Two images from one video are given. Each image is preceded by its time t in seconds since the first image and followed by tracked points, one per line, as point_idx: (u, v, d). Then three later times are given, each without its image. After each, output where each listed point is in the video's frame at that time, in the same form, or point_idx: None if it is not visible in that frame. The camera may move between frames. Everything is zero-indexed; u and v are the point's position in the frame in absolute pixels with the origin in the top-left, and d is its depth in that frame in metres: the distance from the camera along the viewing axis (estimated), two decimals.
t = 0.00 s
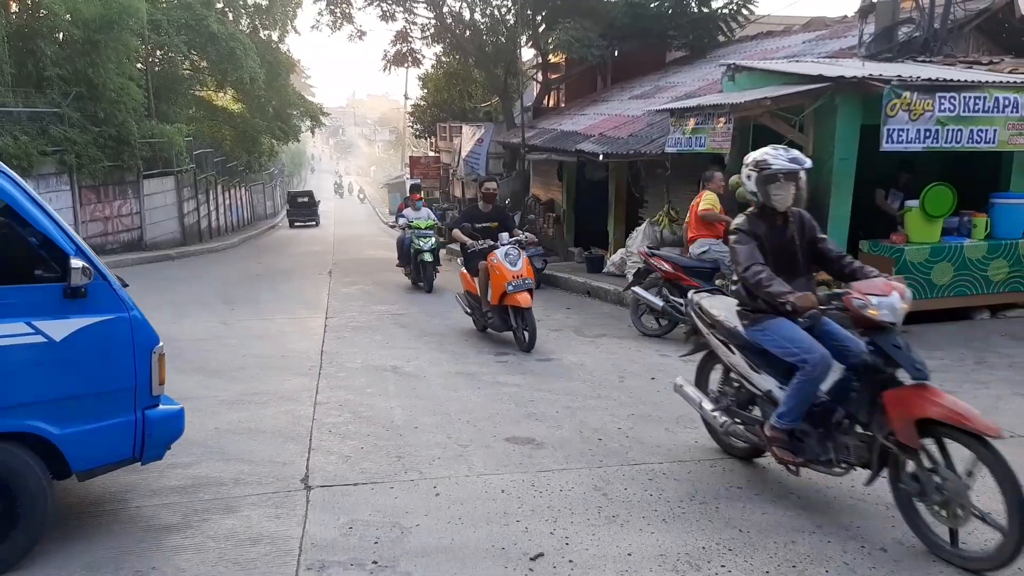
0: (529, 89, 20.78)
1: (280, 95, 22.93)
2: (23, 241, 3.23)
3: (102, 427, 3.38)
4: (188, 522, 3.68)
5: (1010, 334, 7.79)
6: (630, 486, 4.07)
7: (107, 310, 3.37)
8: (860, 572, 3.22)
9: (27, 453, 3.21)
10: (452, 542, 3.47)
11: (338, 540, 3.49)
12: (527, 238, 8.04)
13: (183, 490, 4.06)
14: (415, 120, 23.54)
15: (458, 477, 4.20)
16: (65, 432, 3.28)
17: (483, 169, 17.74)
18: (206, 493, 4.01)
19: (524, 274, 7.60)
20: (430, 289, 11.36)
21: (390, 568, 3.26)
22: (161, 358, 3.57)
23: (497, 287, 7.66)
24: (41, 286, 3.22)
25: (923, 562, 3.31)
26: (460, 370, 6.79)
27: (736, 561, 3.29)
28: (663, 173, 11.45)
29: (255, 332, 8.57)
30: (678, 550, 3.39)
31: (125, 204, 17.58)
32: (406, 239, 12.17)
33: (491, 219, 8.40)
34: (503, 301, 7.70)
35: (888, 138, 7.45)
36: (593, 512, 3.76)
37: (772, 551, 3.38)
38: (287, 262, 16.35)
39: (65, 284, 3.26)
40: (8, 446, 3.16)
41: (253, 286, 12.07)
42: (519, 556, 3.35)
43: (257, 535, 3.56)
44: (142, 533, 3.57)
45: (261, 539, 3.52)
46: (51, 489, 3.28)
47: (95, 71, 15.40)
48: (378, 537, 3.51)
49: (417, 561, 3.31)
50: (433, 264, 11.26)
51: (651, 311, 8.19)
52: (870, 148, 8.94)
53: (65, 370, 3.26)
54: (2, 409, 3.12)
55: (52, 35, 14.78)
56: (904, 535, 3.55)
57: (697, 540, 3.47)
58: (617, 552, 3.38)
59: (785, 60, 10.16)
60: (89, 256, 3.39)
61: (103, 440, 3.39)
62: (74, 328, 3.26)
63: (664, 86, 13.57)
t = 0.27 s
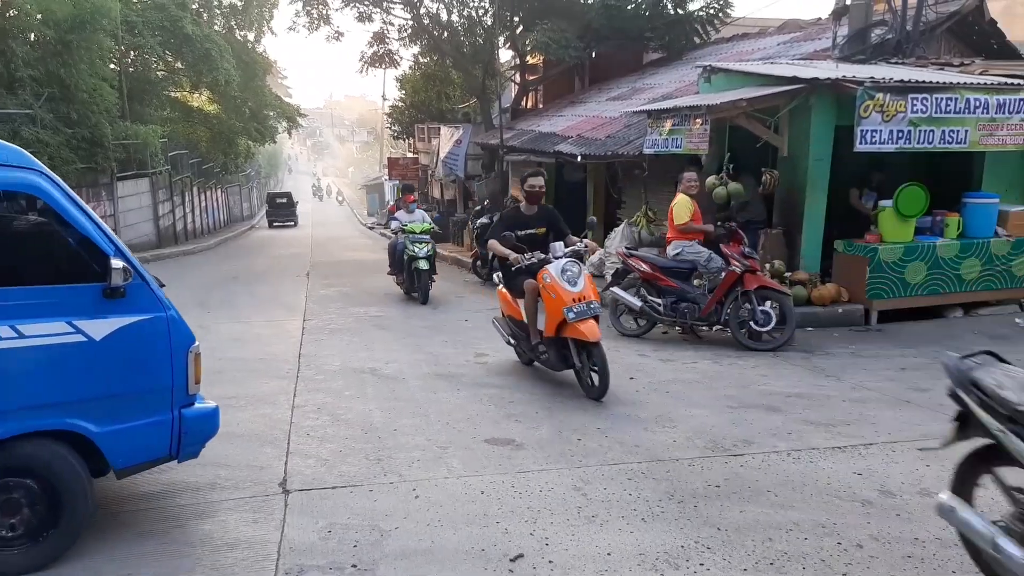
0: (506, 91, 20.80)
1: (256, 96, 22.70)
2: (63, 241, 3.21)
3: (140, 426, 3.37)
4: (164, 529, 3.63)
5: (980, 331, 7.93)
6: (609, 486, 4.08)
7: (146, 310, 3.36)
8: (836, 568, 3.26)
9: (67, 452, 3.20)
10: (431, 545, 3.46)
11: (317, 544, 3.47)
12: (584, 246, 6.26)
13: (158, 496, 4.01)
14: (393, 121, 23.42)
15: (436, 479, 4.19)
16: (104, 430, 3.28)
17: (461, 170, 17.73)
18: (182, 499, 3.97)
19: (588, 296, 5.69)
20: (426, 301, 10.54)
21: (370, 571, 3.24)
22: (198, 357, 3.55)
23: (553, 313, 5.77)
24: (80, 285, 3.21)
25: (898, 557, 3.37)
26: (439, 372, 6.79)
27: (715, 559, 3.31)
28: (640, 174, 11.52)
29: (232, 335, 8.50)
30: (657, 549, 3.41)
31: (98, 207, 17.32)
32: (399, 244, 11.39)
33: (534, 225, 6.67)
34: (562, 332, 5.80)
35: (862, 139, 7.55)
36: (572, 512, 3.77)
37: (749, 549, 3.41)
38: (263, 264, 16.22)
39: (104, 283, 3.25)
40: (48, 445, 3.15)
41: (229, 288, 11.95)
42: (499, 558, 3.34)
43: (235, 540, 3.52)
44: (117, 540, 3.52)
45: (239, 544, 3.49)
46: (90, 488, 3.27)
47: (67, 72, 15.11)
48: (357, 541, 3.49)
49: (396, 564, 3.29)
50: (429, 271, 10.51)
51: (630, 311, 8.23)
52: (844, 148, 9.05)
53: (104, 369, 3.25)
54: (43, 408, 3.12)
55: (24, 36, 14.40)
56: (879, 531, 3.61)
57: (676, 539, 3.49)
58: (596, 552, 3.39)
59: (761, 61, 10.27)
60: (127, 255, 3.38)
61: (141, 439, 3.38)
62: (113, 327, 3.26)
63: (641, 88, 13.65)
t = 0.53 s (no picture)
0: (483, 93, 20.82)
1: (231, 97, 22.51)
2: (103, 242, 3.21)
3: (176, 426, 3.39)
4: (135, 534, 3.57)
5: (949, 331, 8.07)
6: (586, 486, 4.09)
7: (184, 311, 3.38)
8: (811, 566, 3.29)
9: (105, 451, 3.22)
10: (408, 547, 3.43)
11: (292, 548, 3.43)
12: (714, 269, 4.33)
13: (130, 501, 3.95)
14: (369, 122, 23.35)
15: (414, 481, 4.17)
16: (141, 430, 3.30)
17: (438, 172, 17.73)
18: (154, 504, 3.91)
19: (721, 344, 3.83)
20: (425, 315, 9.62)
21: (346, 575, 3.21)
22: (233, 358, 3.58)
23: (667, 370, 3.88)
24: (121, 287, 3.23)
25: (871, 555, 3.41)
26: (416, 375, 6.77)
27: (691, 558, 3.33)
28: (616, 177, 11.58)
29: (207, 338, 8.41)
30: (634, 549, 3.41)
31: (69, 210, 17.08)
32: (394, 250, 10.31)
33: (624, 238, 4.67)
34: (682, 397, 3.90)
35: (834, 141, 7.64)
36: (550, 513, 3.76)
37: (725, 548, 3.44)
38: (239, 267, 16.10)
39: (144, 284, 3.27)
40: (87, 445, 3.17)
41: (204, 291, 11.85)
42: (476, 559, 3.33)
43: (209, 545, 3.48)
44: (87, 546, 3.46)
45: (213, 550, 3.44)
46: (127, 487, 3.29)
47: (37, 72, 14.87)
48: (333, 544, 3.45)
49: (373, 567, 3.26)
50: (430, 281, 9.59)
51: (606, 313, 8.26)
52: (817, 151, 9.17)
53: (143, 370, 3.27)
54: (83, 408, 3.13)
55: None
56: (852, 529, 3.65)
57: (652, 539, 3.50)
58: (573, 552, 3.38)
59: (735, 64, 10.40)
60: (165, 257, 3.40)
61: (177, 438, 3.40)
62: (153, 328, 3.27)
63: (617, 90, 13.74)
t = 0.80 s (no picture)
0: (459, 102, 20.85)
1: (205, 105, 22.33)
2: (137, 250, 3.33)
3: (202, 431, 3.48)
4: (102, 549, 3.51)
5: (918, 339, 8.19)
6: (560, 497, 4.09)
7: (215, 319, 3.48)
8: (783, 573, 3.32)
9: (135, 456, 3.30)
10: (381, 560, 3.41)
11: (263, 562, 3.39)
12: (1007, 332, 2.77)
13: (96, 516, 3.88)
14: (344, 131, 23.24)
15: (387, 494, 4.15)
16: (169, 435, 3.38)
17: (414, 181, 17.71)
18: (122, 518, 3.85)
19: None
20: (439, 339, 8.65)
21: None
22: (260, 366, 3.68)
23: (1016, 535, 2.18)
24: (152, 294, 3.33)
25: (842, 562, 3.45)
26: (391, 385, 6.73)
27: (664, 568, 3.35)
28: (591, 187, 11.64)
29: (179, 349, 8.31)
30: (608, 559, 3.42)
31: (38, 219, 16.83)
32: (397, 263, 9.18)
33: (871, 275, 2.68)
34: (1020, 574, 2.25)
35: (805, 152, 7.74)
36: (524, 524, 3.76)
37: (698, 557, 3.46)
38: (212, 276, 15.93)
39: (175, 292, 3.37)
40: (118, 449, 3.25)
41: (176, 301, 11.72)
42: (449, 572, 3.32)
43: (178, 559, 3.43)
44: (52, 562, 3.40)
45: (183, 565, 3.39)
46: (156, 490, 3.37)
47: (6, 79, 14.67)
48: (304, 558, 3.42)
49: None
50: (443, 299, 8.61)
51: (581, 322, 8.29)
52: (788, 161, 9.29)
53: (175, 375, 3.36)
54: (115, 412, 3.21)
55: None
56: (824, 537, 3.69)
57: (626, 549, 3.51)
58: (547, 563, 3.38)
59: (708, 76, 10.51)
60: (196, 265, 3.51)
61: (205, 443, 3.49)
62: (182, 335, 3.37)
63: (592, 101, 13.83)
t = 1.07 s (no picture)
0: (427, 110, 20.87)
1: (169, 112, 22.05)
2: (155, 257, 3.33)
3: (218, 437, 3.47)
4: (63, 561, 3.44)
5: (879, 344, 8.34)
6: (528, 504, 4.10)
7: (230, 325, 3.49)
8: None
9: (153, 461, 3.29)
10: (349, 570, 3.39)
11: (229, 574, 3.35)
12: None
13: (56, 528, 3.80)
14: (311, 138, 23.10)
15: (354, 503, 4.12)
16: (185, 440, 3.37)
17: (382, 189, 17.67)
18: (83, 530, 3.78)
19: None
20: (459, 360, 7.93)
21: None
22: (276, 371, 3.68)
23: None
24: (168, 301, 3.34)
25: (806, 564, 3.50)
26: (359, 394, 6.70)
27: (631, 573, 3.37)
28: (559, 195, 11.71)
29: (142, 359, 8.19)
30: (576, 565, 3.44)
31: None
32: (403, 276, 8.39)
33: None
34: None
35: (768, 161, 7.86)
36: (492, 532, 3.76)
37: (664, 561, 3.49)
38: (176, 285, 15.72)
39: (191, 299, 3.39)
40: (136, 454, 3.24)
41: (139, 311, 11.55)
42: None
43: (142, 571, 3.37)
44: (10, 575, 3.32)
45: None
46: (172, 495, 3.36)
47: None
48: (271, 569, 3.39)
49: None
50: (462, 317, 7.90)
51: (550, 329, 8.34)
52: (753, 170, 9.43)
53: (193, 381, 3.36)
54: (135, 418, 3.21)
55: None
56: (787, 539, 3.75)
57: (594, 555, 3.54)
58: (515, 570, 3.39)
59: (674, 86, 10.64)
60: (213, 272, 3.52)
61: (222, 449, 3.48)
62: (198, 341, 3.38)
63: (559, 110, 13.93)
